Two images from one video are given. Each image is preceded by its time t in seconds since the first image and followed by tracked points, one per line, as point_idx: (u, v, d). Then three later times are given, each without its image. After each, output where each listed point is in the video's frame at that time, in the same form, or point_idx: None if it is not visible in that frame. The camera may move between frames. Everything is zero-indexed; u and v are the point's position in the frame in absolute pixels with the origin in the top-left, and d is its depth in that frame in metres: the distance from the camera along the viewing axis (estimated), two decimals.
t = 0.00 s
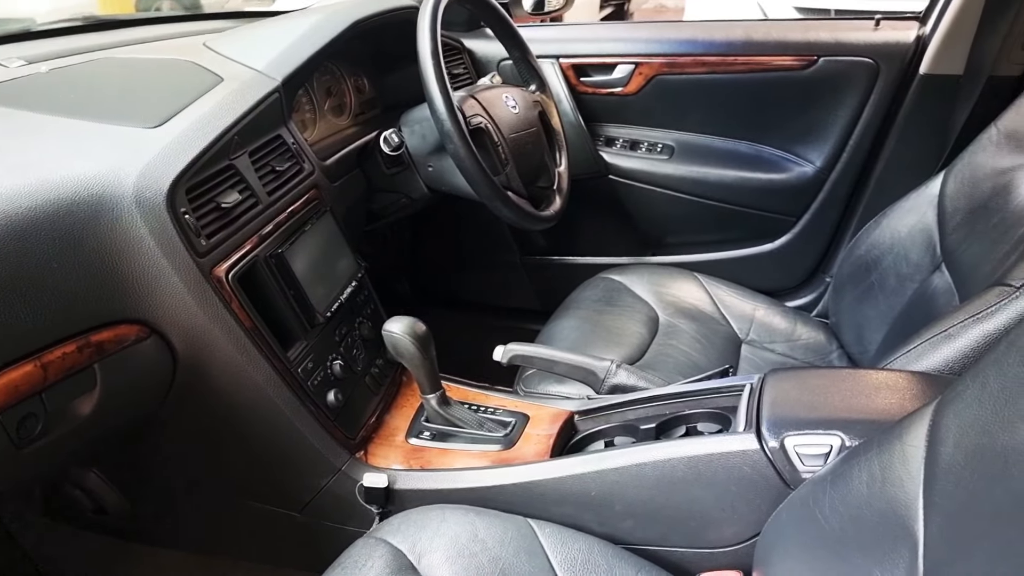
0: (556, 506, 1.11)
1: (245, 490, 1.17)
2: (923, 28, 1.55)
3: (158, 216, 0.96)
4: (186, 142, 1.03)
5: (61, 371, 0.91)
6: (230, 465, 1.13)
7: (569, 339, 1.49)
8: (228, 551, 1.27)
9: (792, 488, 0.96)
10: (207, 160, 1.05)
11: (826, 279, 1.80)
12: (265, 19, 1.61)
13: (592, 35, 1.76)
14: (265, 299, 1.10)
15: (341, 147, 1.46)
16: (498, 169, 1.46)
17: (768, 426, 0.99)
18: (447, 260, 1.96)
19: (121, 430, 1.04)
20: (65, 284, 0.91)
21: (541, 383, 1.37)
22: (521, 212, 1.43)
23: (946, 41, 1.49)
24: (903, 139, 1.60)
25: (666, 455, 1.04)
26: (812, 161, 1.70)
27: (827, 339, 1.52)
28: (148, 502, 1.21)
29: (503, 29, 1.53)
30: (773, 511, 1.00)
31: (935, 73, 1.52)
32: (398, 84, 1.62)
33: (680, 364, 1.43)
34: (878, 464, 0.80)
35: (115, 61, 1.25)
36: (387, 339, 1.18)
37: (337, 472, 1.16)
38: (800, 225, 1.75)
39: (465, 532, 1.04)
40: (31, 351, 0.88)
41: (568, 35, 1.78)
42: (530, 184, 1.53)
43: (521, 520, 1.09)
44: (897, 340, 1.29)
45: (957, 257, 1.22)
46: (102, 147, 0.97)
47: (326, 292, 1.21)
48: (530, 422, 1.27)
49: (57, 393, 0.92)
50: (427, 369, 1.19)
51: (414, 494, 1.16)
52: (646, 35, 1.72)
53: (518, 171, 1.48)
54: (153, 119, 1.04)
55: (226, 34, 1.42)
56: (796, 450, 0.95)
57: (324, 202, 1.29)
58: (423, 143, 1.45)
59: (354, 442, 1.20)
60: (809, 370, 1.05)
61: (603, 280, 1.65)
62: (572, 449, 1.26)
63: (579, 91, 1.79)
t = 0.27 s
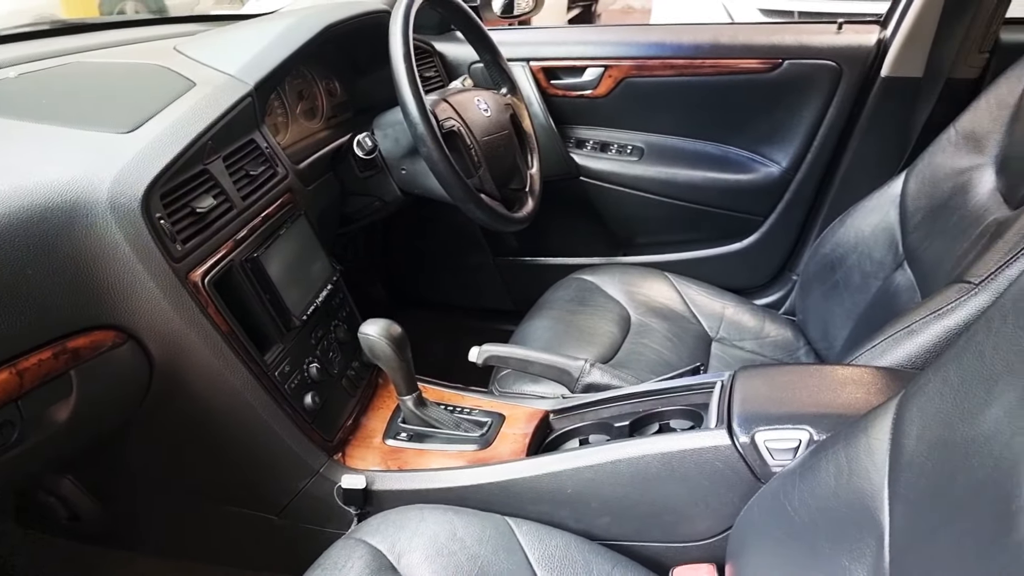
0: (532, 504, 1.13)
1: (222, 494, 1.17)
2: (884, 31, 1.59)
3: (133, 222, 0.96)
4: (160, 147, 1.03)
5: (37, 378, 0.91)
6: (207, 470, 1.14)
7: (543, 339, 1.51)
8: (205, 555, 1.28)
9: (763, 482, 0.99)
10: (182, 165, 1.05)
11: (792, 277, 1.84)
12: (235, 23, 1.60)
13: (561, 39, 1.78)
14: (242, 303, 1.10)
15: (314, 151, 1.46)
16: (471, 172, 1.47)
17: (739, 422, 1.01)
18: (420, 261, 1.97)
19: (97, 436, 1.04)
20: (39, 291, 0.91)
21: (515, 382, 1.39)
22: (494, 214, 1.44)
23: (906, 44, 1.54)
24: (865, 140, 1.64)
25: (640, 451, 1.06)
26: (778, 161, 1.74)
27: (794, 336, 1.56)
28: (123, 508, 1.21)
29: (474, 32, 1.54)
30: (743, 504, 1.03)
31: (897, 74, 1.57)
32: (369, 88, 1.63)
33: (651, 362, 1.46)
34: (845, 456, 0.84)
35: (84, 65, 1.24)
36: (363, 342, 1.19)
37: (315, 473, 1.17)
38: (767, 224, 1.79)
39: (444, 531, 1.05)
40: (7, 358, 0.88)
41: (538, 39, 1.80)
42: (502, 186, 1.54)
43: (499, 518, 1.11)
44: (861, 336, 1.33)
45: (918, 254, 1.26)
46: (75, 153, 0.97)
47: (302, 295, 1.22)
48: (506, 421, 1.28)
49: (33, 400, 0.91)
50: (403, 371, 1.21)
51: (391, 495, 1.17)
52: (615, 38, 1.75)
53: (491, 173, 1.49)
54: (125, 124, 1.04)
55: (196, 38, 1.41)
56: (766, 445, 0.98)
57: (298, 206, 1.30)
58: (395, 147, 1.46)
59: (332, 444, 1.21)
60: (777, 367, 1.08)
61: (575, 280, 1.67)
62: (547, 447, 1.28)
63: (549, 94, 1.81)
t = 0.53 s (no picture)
0: (502, 495, 1.16)
1: (196, 491, 1.18)
2: (837, 35, 1.65)
3: (104, 222, 0.97)
4: (130, 147, 1.04)
5: (10, 377, 0.92)
6: (181, 467, 1.15)
7: (511, 335, 1.55)
8: (179, 553, 1.29)
9: (724, 468, 1.03)
10: (152, 166, 1.06)
11: (751, 273, 1.90)
12: (200, 24, 1.61)
13: (525, 41, 1.81)
14: (214, 302, 1.11)
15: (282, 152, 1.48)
16: (438, 172, 1.50)
17: (701, 412, 1.06)
18: (387, 261, 1.98)
19: (69, 435, 1.05)
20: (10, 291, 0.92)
21: (484, 378, 1.42)
22: (461, 213, 1.47)
23: (857, 47, 1.60)
24: (819, 140, 1.70)
25: (606, 442, 1.10)
26: (737, 161, 1.80)
27: (754, 330, 1.61)
28: (95, 507, 1.21)
29: (439, 34, 1.57)
30: (705, 491, 1.07)
31: (849, 77, 1.63)
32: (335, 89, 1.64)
33: (616, 357, 1.50)
34: (801, 441, 0.89)
35: (49, 66, 1.25)
36: (334, 340, 1.21)
37: (288, 469, 1.19)
38: (727, 222, 1.85)
39: (416, 523, 1.08)
40: None
41: (502, 41, 1.83)
42: (469, 186, 1.57)
43: (470, 510, 1.14)
44: (817, 329, 1.39)
45: (870, 250, 1.32)
46: (44, 154, 0.97)
47: (272, 294, 1.23)
48: (475, 415, 1.31)
49: (6, 398, 0.93)
50: (373, 367, 1.23)
51: (363, 489, 1.20)
52: (578, 40, 1.78)
53: (458, 173, 1.52)
54: (94, 125, 1.05)
55: (161, 39, 1.42)
56: (727, 433, 1.03)
57: (267, 205, 1.31)
58: (363, 148, 1.48)
59: (304, 440, 1.22)
60: (736, 359, 1.13)
61: (541, 278, 1.71)
62: (516, 440, 1.31)
63: (514, 95, 1.85)
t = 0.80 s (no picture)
0: (487, 484, 1.21)
1: (191, 485, 1.22)
2: (802, 42, 1.73)
3: (103, 224, 1.00)
4: (127, 152, 1.07)
5: (10, 375, 0.96)
6: (176, 462, 1.19)
7: (492, 332, 1.60)
8: (172, 546, 1.33)
9: (698, 455, 1.09)
10: (148, 169, 1.10)
11: (723, 271, 1.97)
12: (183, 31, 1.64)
13: (502, 47, 1.87)
14: (209, 301, 1.15)
15: (267, 155, 1.52)
16: (422, 175, 1.54)
17: (676, 401, 1.12)
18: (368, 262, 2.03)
19: (68, 431, 1.08)
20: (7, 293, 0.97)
21: (467, 373, 1.48)
22: (443, 215, 1.52)
23: (822, 54, 1.67)
24: (786, 143, 1.78)
25: (587, 431, 1.16)
26: (708, 162, 1.86)
27: (726, 325, 1.68)
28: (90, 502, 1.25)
29: (421, 41, 1.62)
30: (681, 476, 1.13)
31: (814, 82, 1.71)
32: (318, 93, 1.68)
33: (593, 352, 1.56)
34: (770, 426, 0.95)
35: (39, 73, 1.28)
36: (323, 337, 1.26)
37: (281, 463, 1.23)
38: (699, 222, 1.92)
39: (406, 511, 1.13)
40: None
41: (480, 46, 1.88)
42: (450, 189, 1.62)
43: (457, 498, 1.18)
44: (786, 323, 1.46)
45: (835, 247, 1.39)
46: (44, 159, 1.00)
47: (263, 293, 1.27)
48: (460, 409, 1.36)
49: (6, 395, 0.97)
50: (361, 363, 1.27)
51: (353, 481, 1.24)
52: (554, 46, 1.84)
53: (440, 176, 1.57)
54: (90, 131, 1.08)
55: (148, 46, 1.45)
56: (701, 422, 1.09)
57: (256, 208, 1.35)
58: (348, 151, 1.53)
59: (295, 434, 1.26)
60: (709, 351, 1.19)
61: (521, 277, 1.76)
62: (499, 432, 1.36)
63: (492, 100, 1.90)
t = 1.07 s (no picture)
0: (485, 478, 1.27)
1: (200, 481, 1.27)
2: (782, 53, 1.80)
3: (119, 229, 1.05)
4: (140, 160, 1.12)
5: (37, 373, 1.00)
6: (187, 458, 1.24)
7: (486, 333, 1.65)
8: (180, 540, 1.38)
9: (686, 446, 1.15)
10: (160, 177, 1.15)
11: (706, 274, 2.04)
12: (183, 42, 1.69)
13: (493, 57, 1.93)
14: (218, 304, 1.20)
15: (265, 165, 1.58)
16: (418, 182, 1.60)
17: (666, 396, 1.18)
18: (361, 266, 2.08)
19: (84, 429, 1.13)
20: (34, 294, 1.00)
21: (462, 372, 1.53)
22: (439, 221, 1.57)
23: (801, 66, 1.75)
24: (766, 150, 1.86)
25: (581, 425, 1.22)
26: (692, 169, 1.93)
27: (710, 326, 1.75)
28: (101, 496, 1.30)
29: (416, 53, 1.68)
30: (670, 467, 1.19)
31: (793, 92, 1.78)
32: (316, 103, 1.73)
33: (583, 352, 1.63)
34: (754, 418, 1.01)
35: (48, 83, 1.32)
36: (326, 338, 1.31)
37: (287, 457, 1.28)
38: (683, 227, 1.98)
39: (409, 502, 1.18)
40: (9, 355, 0.97)
41: (471, 57, 1.94)
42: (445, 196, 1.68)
43: (458, 490, 1.24)
44: (768, 323, 1.53)
45: (814, 250, 1.46)
46: (62, 167, 1.05)
47: (268, 295, 1.33)
48: (457, 406, 1.41)
49: (32, 393, 1.01)
50: (363, 362, 1.32)
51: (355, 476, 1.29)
52: (543, 57, 1.90)
53: (436, 183, 1.63)
54: (104, 140, 1.12)
55: (152, 56, 1.50)
56: (689, 415, 1.15)
57: (259, 214, 1.40)
58: (346, 159, 1.58)
59: (300, 430, 1.32)
60: (695, 349, 1.25)
61: (512, 280, 1.82)
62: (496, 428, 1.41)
63: (483, 109, 1.96)
